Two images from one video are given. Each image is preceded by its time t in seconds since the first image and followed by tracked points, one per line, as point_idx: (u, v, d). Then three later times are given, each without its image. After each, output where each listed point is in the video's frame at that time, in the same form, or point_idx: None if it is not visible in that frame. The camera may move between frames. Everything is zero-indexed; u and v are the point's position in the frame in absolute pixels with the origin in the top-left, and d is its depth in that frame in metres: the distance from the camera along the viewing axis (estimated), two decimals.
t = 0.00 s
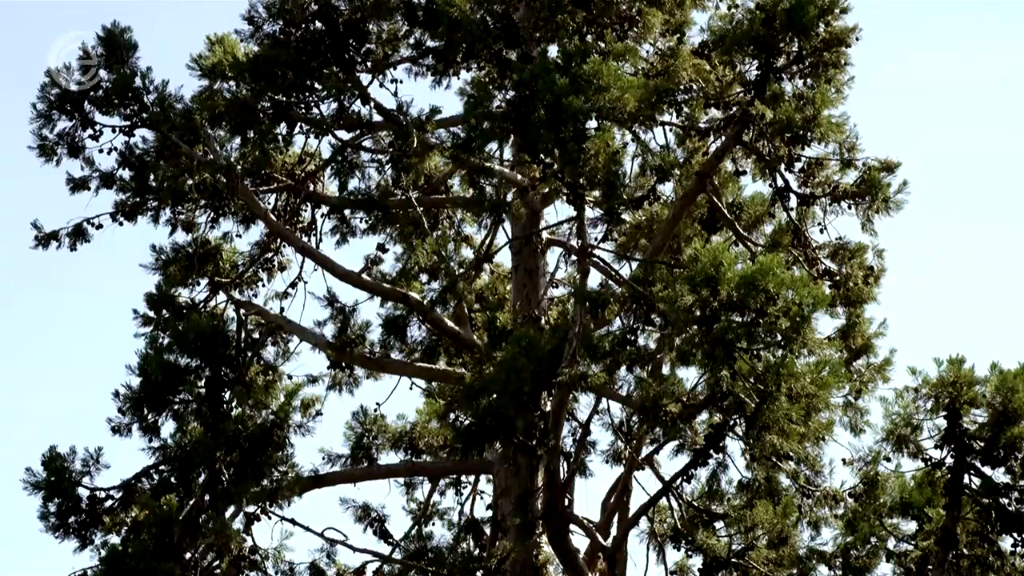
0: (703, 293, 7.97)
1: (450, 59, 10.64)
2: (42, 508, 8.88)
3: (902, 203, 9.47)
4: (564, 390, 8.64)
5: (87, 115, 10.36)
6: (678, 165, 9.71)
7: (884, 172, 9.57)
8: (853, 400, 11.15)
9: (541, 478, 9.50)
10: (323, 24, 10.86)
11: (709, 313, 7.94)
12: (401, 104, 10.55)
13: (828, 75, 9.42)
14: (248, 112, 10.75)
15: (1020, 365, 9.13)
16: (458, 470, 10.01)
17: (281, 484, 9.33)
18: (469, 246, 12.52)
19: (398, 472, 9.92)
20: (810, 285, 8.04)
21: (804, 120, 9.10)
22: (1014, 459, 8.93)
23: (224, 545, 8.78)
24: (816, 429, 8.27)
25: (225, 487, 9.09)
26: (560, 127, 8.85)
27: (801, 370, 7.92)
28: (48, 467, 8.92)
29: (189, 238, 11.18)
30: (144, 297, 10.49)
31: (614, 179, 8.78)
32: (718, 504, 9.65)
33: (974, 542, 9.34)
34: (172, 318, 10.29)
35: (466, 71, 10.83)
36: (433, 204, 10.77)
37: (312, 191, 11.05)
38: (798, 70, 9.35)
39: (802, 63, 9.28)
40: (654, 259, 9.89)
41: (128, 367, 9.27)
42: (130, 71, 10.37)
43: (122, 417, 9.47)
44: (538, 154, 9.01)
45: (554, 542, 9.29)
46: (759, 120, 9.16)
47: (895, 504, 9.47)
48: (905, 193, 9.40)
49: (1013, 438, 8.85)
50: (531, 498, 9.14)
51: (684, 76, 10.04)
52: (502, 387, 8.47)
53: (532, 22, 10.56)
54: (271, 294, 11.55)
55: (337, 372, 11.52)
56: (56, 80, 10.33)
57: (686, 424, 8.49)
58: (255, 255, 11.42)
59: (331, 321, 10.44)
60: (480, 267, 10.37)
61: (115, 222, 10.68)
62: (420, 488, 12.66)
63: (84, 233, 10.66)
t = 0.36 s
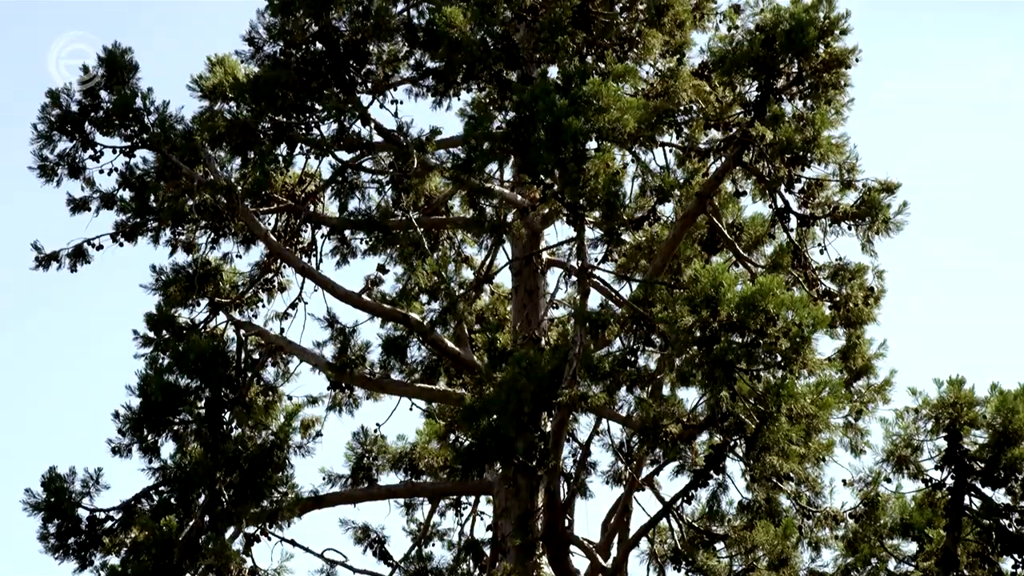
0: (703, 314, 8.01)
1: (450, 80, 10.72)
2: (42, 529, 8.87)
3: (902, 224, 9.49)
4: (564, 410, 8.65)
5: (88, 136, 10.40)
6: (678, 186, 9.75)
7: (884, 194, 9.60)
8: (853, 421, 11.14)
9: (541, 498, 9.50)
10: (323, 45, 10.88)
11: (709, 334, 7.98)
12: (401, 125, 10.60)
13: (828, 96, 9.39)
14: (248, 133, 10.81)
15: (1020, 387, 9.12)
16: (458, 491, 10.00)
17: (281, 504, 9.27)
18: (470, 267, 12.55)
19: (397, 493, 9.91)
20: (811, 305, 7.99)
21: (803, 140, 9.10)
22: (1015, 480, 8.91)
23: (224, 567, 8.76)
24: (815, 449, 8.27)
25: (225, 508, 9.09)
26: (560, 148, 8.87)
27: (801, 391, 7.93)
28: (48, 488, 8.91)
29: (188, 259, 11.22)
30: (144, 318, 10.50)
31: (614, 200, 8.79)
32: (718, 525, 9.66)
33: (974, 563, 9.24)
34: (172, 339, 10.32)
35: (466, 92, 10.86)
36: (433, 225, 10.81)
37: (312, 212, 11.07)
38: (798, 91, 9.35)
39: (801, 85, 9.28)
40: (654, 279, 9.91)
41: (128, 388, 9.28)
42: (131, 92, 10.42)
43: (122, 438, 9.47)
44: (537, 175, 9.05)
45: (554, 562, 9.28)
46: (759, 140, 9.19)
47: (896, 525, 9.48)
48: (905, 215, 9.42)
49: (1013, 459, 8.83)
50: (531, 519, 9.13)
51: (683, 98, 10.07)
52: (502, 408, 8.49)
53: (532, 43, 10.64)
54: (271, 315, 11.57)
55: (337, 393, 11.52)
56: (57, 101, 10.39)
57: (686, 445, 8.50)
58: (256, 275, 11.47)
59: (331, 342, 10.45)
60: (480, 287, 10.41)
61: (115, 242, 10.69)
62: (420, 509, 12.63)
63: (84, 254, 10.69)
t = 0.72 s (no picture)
0: (703, 335, 8.03)
1: (450, 102, 10.76)
2: (41, 551, 8.85)
3: (902, 245, 9.50)
4: (565, 432, 8.64)
5: (89, 158, 10.44)
6: (678, 208, 9.78)
7: (883, 216, 9.62)
8: (854, 443, 11.13)
9: (541, 520, 9.48)
10: (324, 67, 10.93)
11: (709, 355, 7.98)
12: (401, 147, 10.64)
13: (828, 117, 9.41)
14: (248, 154, 10.89)
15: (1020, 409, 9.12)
16: (458, 513, 9.98)
17: (281, 526, 9.26)
18: (470, 288, 12.58)
19: (398, 514, 9.89)
20: (811, 327, 8.00)
21: (804, 162, 9.11)
22: (1016, 502, 8.88)
23: None
24: (816, 471, 8.25)
25: (224, 530, 9.03)
26: (560, 169, 8.90)
27: (801, 413, 7.93)
28: (47, 509, 8.89)
29: (188, 280, 11.24)
30: (144, 339, 10.51)
31: (614, 222, 8.82)
32: (719, 547, 9.51)
33: None
34: (172, 360, 10.33)
35: (465, 114, 10.89)
36: (433, 247, 10.85)
37: (312, 233, 11.12)
38: (798, 113, 9.42)
39: (801, 106, 9.34)
40: (654, 300, 9.93)
41: (128, 410, 9.27)
42: (131, 114, 10.45)
43: (122, 459, 9.45)
44: (538, 196, 9.08)
45: None
46: (759, 162, 9.24)
47: (897, 547, 9.41)
48: (905, 236, 9.43)
49: (1013, 481, 8.82)
50: (531, 541, 9.11)
51: (683, 119, 10.16)
52: (502, 430, 8.49)
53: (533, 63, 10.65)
54: (271, 336, 11.59)
55: (337, 415, 11.52)
56: (58, 123, 10.44)
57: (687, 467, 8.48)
58: (256, 296, 11.58)
59: (331, 363, 10.46)
60: (480, 309, 10.43)
61: (115, 264, 10.71)
62: (420, 531, 12.60)
63: (85, 275, 10.72)
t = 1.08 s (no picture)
0: (703, 357, 8.02)
1: (450, 124, 10.82)
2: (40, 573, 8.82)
3: (902, 267, 9.52)
4: (565, 455, 8.64)
5: (89, 180, 10.48)
6: (679, 230, 9.82)
7: (883, 238, 9.65)
8: (854, 466, 11.11)
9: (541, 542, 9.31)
10: (324, 89, 10.95)
11: (709, 378, 7.98)
12: (401, 169, 10.67)
13: (828, 139, 9.44)
14: (248, 177, 10.91)
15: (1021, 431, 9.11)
16: (458, 535, 9.95)
17: (281, 548, 9.25)
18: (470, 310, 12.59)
19: (398, 537, 9.86)
20: (811, 349, 8.01)
21: (803, 185, 9.15)
22: (1017, 524, 8.84)
23: None
24: (816, 494, 8.16)
25: (224, 552, 8.98)
26: (561, 192, 8.94)
27: (801, 435, 7.94)
28: (47, 532, 8.88)
29: (189, 302, 11.26)
30: (144, 362, 10.52)
31: (614, 243, 8.87)
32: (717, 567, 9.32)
33: None
34: (172, 383, 10.34)
35: (466, 136, 10.96)
36: (434, 268, 10.90)
37: (312, 255, 11.15)
38: (798, 135, 9.45)
39: (801, 129, 9.37)
40: (654, 322, 9.95)
41: (128, 432, 9.28)
42: (132, 136, 10.49)
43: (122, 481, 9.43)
44: (538, 217, 9.12)
45: None
46: (759, 184, 9.28)
47: (898, 569, 9.20)
48: (905, 258, 9.44)
49: (1014, 504, 8.79)
50: (531, 563, 9.09)
51: (683, 141, 10.14)
52: (503, 452, 8.50)
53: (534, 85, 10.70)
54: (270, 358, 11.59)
55: (337, 437, 11.51)
56: (59, 145, 10.49)
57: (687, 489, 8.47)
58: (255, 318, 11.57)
59: (331, 385, 10.45)
60: (480, 330, 10.43)
61: (115, 286, 10.72)
62: (420, 553, 12.57)
63: (85, 297, 10.74)
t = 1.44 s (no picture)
0: (703, 379, 8.02)
1: (451, 146, 10.88)
2: None
3: (902, 289, 9.54)
4: (565, 476, 8.63)
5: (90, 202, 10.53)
6: (679, 251, 9.85)
7: (883, 259, 9.68)
8: (855, 488, 11.09)
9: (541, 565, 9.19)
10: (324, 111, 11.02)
11: (709, 400, 7.98)
12: (401, 191, 10.73)
13: (828, 161, 9.51)
14: (249, 199, 10.92)
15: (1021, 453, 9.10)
16: (458, 557, 9.93)
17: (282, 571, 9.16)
18: (470, 331, 12.60)
19: (397, 558, 9.84)
20: (811, 370, 8.04)
21: (803, 207, 9.19)
22: (1017, 547, 8.79)
23: None
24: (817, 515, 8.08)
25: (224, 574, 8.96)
26: (561, 214, 8.97)
27: (802, 456, 7.93)
28: (46, 554, 8.87)
29: (189, 324, 11.28)
30: (144, 383, 10.53)
31: (615, 265, 8.89)
32: None
33: None
34: (172, 405, 10.35)
35: (466, 157, 11.02)
36: (434, 290, 10.93)
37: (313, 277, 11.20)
38: (798, 157, 9.48)
39: (801, 150, 9.42)
40: (654, 344, 9.98)
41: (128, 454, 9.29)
42: (133, 158, 10.54)
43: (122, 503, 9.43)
44: (539, 239, 9.16)
45: None
46: (759, 207, 9.32)
47: None
48: (905, 281, 9.46)
49: (1015, 526, 8.76)
50: None
51: (683, 163, 10.21)
52: (503, 473, 8.52)
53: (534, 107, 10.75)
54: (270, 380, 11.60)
55: (337, 458, 11.49)
56: (59, 167, 10.53)
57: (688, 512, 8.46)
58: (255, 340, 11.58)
59: (331, 407, 10.45)
60: (480, 352, 10.44)
61: (115, 308, 10.75)
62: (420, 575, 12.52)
63: (85, 319, 10.75)
